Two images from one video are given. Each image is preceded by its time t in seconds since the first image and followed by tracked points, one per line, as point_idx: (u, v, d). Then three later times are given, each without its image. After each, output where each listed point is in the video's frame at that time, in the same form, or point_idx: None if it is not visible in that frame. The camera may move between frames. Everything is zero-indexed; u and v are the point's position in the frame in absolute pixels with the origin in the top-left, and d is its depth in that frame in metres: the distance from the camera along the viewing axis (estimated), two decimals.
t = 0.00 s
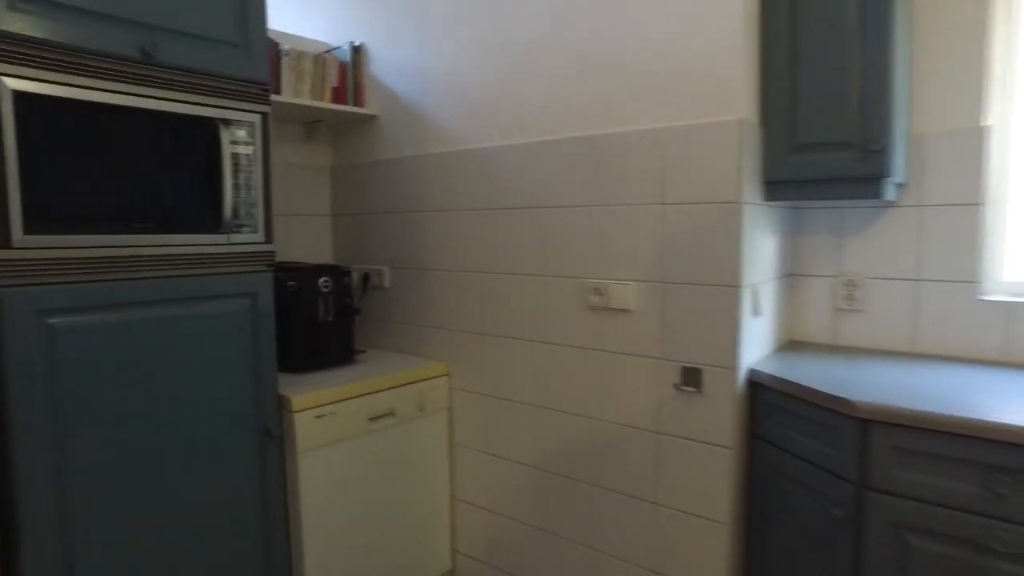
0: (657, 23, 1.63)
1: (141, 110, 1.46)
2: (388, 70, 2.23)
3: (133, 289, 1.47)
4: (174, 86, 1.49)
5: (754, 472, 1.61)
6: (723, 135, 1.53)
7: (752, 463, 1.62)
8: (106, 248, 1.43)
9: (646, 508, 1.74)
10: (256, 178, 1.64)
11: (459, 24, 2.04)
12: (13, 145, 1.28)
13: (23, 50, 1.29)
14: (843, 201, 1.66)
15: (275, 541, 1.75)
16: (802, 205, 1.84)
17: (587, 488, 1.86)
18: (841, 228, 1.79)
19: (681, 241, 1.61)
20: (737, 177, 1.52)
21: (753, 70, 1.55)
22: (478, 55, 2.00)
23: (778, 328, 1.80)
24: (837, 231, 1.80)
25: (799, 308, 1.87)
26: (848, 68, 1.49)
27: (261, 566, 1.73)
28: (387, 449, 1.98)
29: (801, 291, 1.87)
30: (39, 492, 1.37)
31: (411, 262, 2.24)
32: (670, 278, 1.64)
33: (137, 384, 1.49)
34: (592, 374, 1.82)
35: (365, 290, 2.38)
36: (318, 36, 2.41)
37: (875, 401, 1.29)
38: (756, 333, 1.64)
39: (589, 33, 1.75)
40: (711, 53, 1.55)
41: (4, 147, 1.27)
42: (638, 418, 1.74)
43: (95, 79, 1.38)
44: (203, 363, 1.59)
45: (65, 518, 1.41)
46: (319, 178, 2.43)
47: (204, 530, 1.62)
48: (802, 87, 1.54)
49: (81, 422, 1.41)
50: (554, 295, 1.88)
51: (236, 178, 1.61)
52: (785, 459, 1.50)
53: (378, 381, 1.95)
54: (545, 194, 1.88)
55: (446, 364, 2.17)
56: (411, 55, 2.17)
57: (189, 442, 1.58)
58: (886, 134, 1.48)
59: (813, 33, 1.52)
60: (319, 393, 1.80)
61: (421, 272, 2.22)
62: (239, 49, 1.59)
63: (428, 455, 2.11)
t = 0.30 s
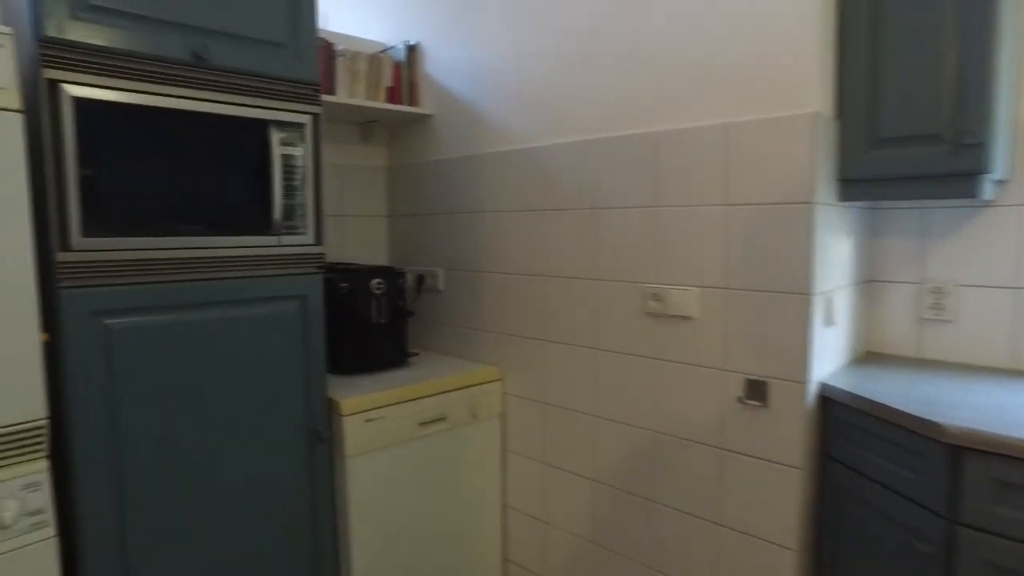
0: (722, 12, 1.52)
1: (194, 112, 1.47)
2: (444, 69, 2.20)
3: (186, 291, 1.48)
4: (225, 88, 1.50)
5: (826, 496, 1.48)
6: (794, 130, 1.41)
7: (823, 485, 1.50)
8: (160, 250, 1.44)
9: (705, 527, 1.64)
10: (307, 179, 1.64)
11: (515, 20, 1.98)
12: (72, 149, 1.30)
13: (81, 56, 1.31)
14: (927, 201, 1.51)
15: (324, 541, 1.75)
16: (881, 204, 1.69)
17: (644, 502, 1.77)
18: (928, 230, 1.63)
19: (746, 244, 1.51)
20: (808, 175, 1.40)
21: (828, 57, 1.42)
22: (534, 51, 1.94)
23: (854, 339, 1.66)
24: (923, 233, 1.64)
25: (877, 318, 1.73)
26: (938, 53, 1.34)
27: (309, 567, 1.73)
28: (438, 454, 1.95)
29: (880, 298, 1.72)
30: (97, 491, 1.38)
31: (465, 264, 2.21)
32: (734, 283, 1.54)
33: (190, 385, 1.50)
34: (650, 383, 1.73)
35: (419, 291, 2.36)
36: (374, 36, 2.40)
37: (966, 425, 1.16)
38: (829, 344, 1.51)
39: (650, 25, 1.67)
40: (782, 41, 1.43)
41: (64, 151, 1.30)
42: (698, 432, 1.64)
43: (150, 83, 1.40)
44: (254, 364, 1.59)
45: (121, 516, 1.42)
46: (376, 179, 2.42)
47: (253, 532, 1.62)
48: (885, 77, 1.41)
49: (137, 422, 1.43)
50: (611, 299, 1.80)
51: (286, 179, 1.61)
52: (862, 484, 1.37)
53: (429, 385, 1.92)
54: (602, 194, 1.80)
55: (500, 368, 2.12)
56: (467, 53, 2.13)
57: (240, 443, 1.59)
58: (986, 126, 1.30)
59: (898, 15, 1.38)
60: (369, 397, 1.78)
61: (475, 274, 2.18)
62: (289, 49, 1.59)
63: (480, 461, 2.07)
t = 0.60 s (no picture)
0: None
1: (251, 110, 1.49)
2: (501, 64, 2.18)
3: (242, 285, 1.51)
4: (282, 86, 1.52)
5: (902, 513, 1.38)
6: (868, 118, 1.31)
7: (897, 501, 1.39)
8: (218, 245, 1.47)
9: (766, 540, 1.56)
10: (361, 175, 1.64)
11: (573, 12, 1.94)
12: (137, 146, 1.34)
13: (145, 56, 1.34)
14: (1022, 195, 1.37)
15: (373, 537, 1.76)
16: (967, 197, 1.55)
17: (702, 511, 1.70)
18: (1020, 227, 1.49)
19: (813, 241, 1.42)
20: (883, 167, 1.30)
21: (908, 37, 1.31)
22: (591, 43, 1.89)
23: (935, 344, 1.54)
24: (1015, 230, 1.50)
25: (962, 322, 1.59)
26: None
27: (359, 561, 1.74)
28: (489, 454, 1.93)
29: (965, 301, 1.59)
30: (157, 478, 1.43)
31: (520, 261, 2.18)
32: (800, 283, 1.45)
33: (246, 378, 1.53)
34: (709, 387, 1.65)
35: (475, 289, 2.35)
36: (431, 33, 2.40)
37: None
38: (906, 350, 1.40)
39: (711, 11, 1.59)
40: (855, 23, 1.33)
41: (129, 148, 1.34)
42: (760, 440, 1.55)
43: (209, 81, 1.42)
44: (307, 359, 1.61)
45: (179, 504, 1.46)
46: (433, 177, 2.42)
47: (304, 525, 1.64)
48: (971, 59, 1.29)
49: (194, 413, 1.46)
50: (669, 299, 1.74)
51: (340, 175, 1.61)
52: (944, 502, 1.26)
53: (482, 384, 1.89)
54: (660, 189, 1.74)
55: (554, 369, 2.08)
56: (524, 48, 2.10)
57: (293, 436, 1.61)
58: None
59: None
60: (421, 395, 1.77)
61: (530, 272, 2.15)
62: (344, 45, 1.60)
63: (532, 461, 2.04)
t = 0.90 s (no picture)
0: None
1: (305, 111, 1.51)
2: (553, 62, 2.16)
3: (295, 283, 1.54)
4: (334, 87, 1.54)
5: (975, 530, 1.29)
6: (939, 110, 1.24)
7: (968, 517, 1.31)
8: (272, 243, 1.50)
9: (824, 553, 1.50)
10: (411, 174, 1.65)
11: (626, 7, 1.90)
12: (196, 147, 1.38)
13: (204, 60, 1.38)
14: None
15: (421, 534, 1.77)
16: None
17: (756, 520, 1.64)
18: None
19: (879, 240, 1.35)
20: (955, 161, 1.22)
21: (988, 21, 1.22)
22: (645, 37, 1.85)
23: (1014, 350, 1.44)
24: None
25: None
26: None
27: (407, 556, 1.76)
28: (538, 455, 1.91)
29: None
30: (213, 469, 1.47)
31: (571, 261, 2.16)
32: (864, 284, 1.38)
33: (298, 373, 1.56)
34: (765, 391, 1.60)
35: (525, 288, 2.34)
36: (484, 33, 2.41)
37: None
38: (981, 357, 1.31)
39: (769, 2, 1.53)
40: (925, 9, 1.26)
41: (188, 149, 1.38)
42: (819, 448, 1.49)
43: (264, 83, 1.45)
44: (357, 356, 1.63)
45: (234, 494, 1.50)
46: (484, 176, 2.43)
47: (353, 518, 1.67)
48: None
49: (248, 407, 1.50)
50: (723, 300, 1.68)
51: (391, 175, 1.63)
52: (1021, 521, 1.17)
53: (531, 384, 1.88)
54: (716, 187, 1.69)
55: (605, 370, 2.05)
56: (577, 45, 2.07)
57: (344, 432, 1.63)
58: None
59: None
60: (470, 394, 1.77)
61: (581, 272, 2.12)
62: (396, 45, 1.61)
63: (581, 463, 2.01)
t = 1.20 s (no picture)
0: None
1: (346, 110, 1.54)
2: (591, 60, 2.15)
3: (334, 279, 1.56)
4: (374, 86, 1.56)
5: None
6: (992, 104, 1.20)
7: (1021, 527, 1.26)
8: (313, 241, 1.53)
9: (868, 559, 1.46)
10: (449, 173, 1.67)
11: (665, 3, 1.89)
12: (241, 147, 1.42)
13: (249, 62, 1.42)
14: None
15: (455, 529, 1.78)
16: None
17: (796, 524, 1.61)
18: None
19: (928, 239, 1.31)
20: (1009, 157, 1.18)
21: None
22: (685, 34, 1.83)
23: None
24: None
25: None
26: None
27: (442, 551, 1.77)
28: (573, 454, 1.91)
29: None
30: (254, 461, 1.50)
31: (608, 259, 2.15)
32: (911, 284, 1.34)
33: (336, 369, 1.58)
34: (807, 393, 1.56)
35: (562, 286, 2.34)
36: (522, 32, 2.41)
37: None
38: None
39: None
40: None
41: (234, 148, 1.41)
42: (863, 451, 1.45)
43: (306, 83, 1.48)
44: (395, 352, 1.65)
45: (274, 486, 1.54)
46: (521, 175, 2.43)
47: (389, 513, 1.69)
48: None
49: (289, 401, 1.53)
50: (764, 300, 1.66)
51: (430, 173, 1.64)
52: None
53: (567, 383, 1.88)
54: (757, 185, 1.66)
55: (642, 369, 2.04)
56: (615, 42, 2.06)
57: (380, 427, 1.65)
58: None
59: None
60: (506, 391, 1.78)
61: (618, 270, 2.11)
62: (434, 44, 1.63)
63: (617, 462, 2.00)
